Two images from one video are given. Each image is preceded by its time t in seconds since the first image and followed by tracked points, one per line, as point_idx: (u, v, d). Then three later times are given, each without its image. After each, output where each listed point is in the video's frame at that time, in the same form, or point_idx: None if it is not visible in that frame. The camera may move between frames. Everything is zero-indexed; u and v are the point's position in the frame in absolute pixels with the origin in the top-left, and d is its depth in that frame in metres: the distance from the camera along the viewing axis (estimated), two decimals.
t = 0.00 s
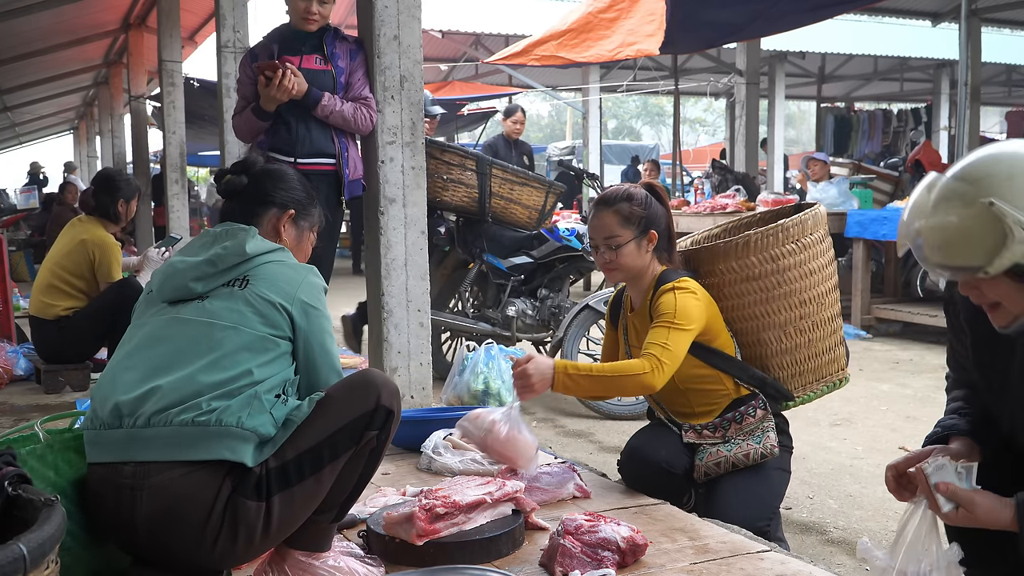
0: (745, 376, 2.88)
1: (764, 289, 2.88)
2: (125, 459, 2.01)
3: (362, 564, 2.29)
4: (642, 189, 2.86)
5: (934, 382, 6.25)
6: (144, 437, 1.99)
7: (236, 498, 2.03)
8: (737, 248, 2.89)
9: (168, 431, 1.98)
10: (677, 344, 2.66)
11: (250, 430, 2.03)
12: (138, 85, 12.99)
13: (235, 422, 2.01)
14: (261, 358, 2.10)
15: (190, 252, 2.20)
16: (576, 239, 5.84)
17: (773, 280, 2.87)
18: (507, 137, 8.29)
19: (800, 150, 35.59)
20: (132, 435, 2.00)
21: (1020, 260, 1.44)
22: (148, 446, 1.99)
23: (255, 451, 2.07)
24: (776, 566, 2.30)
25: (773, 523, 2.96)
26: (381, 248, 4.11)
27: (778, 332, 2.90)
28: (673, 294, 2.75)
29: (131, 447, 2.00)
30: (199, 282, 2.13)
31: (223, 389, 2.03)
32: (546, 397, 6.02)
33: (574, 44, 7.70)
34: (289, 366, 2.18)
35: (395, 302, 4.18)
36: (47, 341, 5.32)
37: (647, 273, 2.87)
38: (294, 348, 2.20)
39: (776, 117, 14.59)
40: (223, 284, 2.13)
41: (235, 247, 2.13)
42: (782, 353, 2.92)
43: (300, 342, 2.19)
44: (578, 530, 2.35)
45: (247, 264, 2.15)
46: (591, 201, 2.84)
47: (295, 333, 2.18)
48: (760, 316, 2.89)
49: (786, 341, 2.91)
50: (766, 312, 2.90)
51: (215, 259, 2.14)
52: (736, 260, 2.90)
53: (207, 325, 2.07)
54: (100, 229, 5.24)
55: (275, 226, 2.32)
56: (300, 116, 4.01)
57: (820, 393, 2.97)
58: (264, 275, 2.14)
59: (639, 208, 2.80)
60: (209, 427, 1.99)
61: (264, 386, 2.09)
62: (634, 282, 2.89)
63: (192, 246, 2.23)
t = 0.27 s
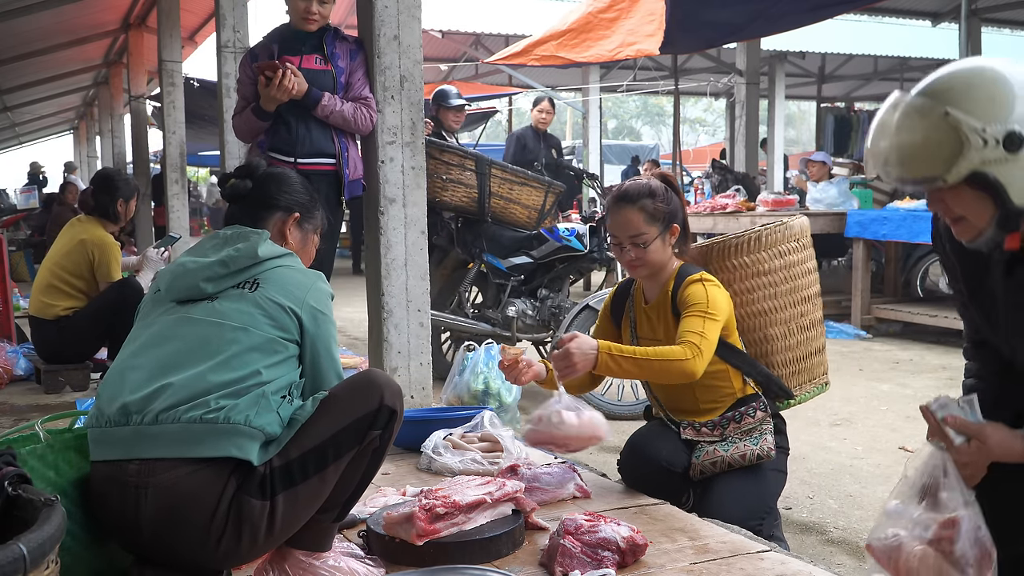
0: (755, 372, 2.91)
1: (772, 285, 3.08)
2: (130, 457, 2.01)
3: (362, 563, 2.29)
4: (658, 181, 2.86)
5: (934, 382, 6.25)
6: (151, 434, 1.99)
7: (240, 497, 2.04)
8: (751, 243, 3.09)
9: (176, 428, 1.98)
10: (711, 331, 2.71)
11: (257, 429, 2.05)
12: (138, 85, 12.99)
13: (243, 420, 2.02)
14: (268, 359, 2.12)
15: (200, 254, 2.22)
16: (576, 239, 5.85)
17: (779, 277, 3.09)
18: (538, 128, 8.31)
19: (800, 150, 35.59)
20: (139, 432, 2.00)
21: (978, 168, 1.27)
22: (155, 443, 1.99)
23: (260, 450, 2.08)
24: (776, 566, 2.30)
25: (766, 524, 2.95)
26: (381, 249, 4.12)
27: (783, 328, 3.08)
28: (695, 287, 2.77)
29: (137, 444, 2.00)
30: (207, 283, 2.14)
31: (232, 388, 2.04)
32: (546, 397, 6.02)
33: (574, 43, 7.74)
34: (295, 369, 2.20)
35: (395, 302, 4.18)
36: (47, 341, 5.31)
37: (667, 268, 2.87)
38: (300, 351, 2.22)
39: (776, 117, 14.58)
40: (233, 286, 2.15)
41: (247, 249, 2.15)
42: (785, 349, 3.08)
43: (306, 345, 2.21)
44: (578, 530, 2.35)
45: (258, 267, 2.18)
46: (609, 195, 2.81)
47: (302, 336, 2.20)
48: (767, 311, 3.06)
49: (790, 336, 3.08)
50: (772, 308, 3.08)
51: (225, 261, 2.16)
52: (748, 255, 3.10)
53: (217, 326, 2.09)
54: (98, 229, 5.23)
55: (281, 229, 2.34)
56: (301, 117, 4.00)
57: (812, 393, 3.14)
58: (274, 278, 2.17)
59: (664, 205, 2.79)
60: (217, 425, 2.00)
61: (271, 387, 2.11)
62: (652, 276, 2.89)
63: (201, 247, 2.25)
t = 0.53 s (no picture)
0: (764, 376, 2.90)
1: (776, 289, 3.10)
2: (134, 455, 2.01)
3: (362, 563, 2.29)
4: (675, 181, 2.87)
5: (934, 381, 6.25)
6: (155, 432, 1.99)
7: (242, 496, 2.04)
8: (758, 247, 3.10)
9: (180, 426, 1.99)
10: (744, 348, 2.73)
11: (261, 427, 2.05)
12: (138, 85, 12.99)
13: (246, 419, 2.03)
14: (272, 359, 2.13)
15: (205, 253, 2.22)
16: (576, 240, 5.78)
17: (782, 281, 3.12)
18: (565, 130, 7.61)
19: (800, 150, 35.59)
20: (143, 430, 2.00)
21: (933, 19, 1.38)
22: (158, 441, 1.99)
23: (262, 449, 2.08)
24: (776, 566, 2.30)
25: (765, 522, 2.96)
26: (381, 248, 4.12)
27: (786, 332, 3.08)
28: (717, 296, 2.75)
29: (140, 443, 2.00)
30: (212, 283, 2.14)
31: (236, 387, 2.05)
32: (546, 397, 6.02)
33: (574, 44, 7.70)
34: (298, 369, 2.21)
35: (395, 302, 4.19)
36: (47, 341, 5.31)
37: (678, 268, 2.86)
38: (304, 351, 2.23)
39: (776, 117, 14.58)
40: (237, 286, 2.16)
41: (253, 249, 2.16)
42: (787, 352, 3.08)
43: (310, 345, 2.22)
44: (578, 530, 2.35)
45: (263, 267, 2.18)
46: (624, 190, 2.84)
47: (307, 336, 2.21)
48: (771, 315, 3.06)
49: (793, 340, 3.09)
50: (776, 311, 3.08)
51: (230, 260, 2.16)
52: (754, 258, 3.10)
53: (222, 325, 2.09)
54: (98, 228, 5.23)
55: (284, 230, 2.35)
56: (302, 117, 4.01)
57: (807, 398, 3.16)
58: (279, 279, 2.18)
59: (677, 202, 2.81)
60: (221, 423, 2.00)
61: (275, 386, 2.11)
62: (663, 275, 2.88)
63: (206, 247, 2.25)
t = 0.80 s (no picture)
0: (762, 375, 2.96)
1: (777, 289, 3.11)
2: (134, 454, 2.01)
3: (361, 563, 2.29)
4: (674, 182, 2.89)
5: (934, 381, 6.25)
6: (155, 431, 1.99)
7: (242, 496, 2.04)
8: (758, 246, 3.13)
9: (181, 425, 1.99)
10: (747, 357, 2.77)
11: (261, 427, 2.05)
12: (138, 84, 12.99)
13: (247, 419, 2.03)
14: (273, 359, 2.13)
15: (206, 253, 2.23)
16: (576, 239, 5.80)
17: (784, 281, 3.12)
18: (589, 122, 7.42)
19: (800, 150, 35.60)
20: (143, 430, 2.00)
21: None
22: (158, 441, 1.99)
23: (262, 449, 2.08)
24: (776, 566, 2.30)
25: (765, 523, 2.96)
26: (381, 248, 4.12)
27: (787, 332, 3.08)
28: (721, 302, 2.77)
29: (140, 442, 2.00)
30: (213, 282, 2.15)
31: (236, 386, 2.05)
32: (545, 397, 6.02)
33: (574, 44, 7.69)
34: (299, 368, 2.21)
35: (395, 302, 4.19)
36: (47, 341, 5.31)
37: (676, 265, 2.86)
38: (305, 350, 2.23)
39: (777, 117, 14.59)
40: (238, 285, 2.16)
41: (253, 248, 2.16)
42: (788, 352, 3.08)
43: (311, 344, 2.22)
44: (578, 530, 2.35)
45: (264, 267, 2.19)
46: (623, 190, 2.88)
47: (308, 335, 2.22)
48: (773, 314, 3.06)
49: (793, 340, 3.09)
50: (777, 310, 3.09)
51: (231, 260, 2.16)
52: (755, 258, 3.14)
53: (222, 325, 2.09)
54: (97, 228, 5.23)
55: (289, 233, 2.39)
56: (302, 117, 4.01)
57: (808, 397, 3.14)
58: (279, 278, 2.18)
59: (671, 199, 2.83)
60: (222, 422, 2.00)
61: (275, 386, 2.11)
62: (661, 273, 2.89)
63: (207, 246, 2.25)
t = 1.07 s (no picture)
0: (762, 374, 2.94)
1: (778, 290, 3.09)
2: (133, 455, 2.01)
3: (361, 563, 2.29)
4: (670, 183, 2.89)
5: (934, 381, 6.25)
6: (154, 432, 1.99)
7: (241, 497, 2.04)
8: (757, 247, 3.11)
9: (180, 426, 1.99)
10: (743, 356, 2.78)
11: (260, 428, 2.05)
12: (137, 84, 12.99)
13: (245, 419, 2.03)
14: (272, 359, 2.13)
15: (206, 252, 2.23)
16: (576, 239, 5.77)
17: (784, 282, 3.11)
18: (617, 123, 7.36)
19: (800, 150, 35.60)
20: (143, 430, 2.00)
21: None
22: (157, 441, 1.99)
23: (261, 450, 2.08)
24: (776, 566, 2.30)
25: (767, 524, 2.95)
26: (381, 248, 4.12)
27: (787, 333, 3.08)
28: (715, 301, 2.77)
29: (139, 443, 2.00)
30: (212, 282, 2.15)
31: (235, 387, 2.05)
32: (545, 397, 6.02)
33: (574, 44, 7.68)
34: (298, 369, 2.21)
35: (395, 302, 4.18)
36: (46, 340, 5.31)
37: (670, 264, 2.86)
38: (305, 350, 2.23)
39: (776, 117, 14.59)
40: (238, 286, 2.16)
41: (253, 248, 2.16)
42: (789, 353, 3.09)
43: (311, 344, 2.22)
44: (579, 530, 2.35)
45: (264, 266, 2.19)
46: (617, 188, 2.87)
47: (308, 336, 2.21)
48: (773, 315, 3.06)
49: (794, 341, 3.09)
50: (777, 312, 3.08)
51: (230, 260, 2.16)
52: (754, 259, 3.11)
53: (221, 324, 2.09)
54: (97, 228, 5.22)
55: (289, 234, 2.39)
56: (302, 117, 4.01)
57: (811, 398, 3.15)
58: (279, 278, 2.19)
59: (664, 199, 2.84)
60: (220, 422, 2.00)
61: (274, 386, 2.11)
62: (656, 271, 2.89)
63: (206, 246, 2.25)
